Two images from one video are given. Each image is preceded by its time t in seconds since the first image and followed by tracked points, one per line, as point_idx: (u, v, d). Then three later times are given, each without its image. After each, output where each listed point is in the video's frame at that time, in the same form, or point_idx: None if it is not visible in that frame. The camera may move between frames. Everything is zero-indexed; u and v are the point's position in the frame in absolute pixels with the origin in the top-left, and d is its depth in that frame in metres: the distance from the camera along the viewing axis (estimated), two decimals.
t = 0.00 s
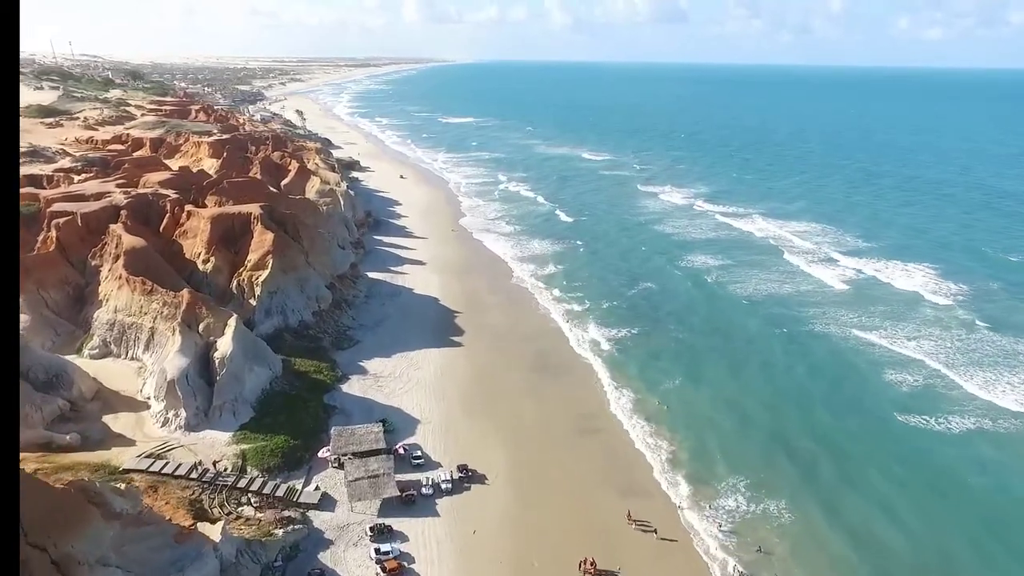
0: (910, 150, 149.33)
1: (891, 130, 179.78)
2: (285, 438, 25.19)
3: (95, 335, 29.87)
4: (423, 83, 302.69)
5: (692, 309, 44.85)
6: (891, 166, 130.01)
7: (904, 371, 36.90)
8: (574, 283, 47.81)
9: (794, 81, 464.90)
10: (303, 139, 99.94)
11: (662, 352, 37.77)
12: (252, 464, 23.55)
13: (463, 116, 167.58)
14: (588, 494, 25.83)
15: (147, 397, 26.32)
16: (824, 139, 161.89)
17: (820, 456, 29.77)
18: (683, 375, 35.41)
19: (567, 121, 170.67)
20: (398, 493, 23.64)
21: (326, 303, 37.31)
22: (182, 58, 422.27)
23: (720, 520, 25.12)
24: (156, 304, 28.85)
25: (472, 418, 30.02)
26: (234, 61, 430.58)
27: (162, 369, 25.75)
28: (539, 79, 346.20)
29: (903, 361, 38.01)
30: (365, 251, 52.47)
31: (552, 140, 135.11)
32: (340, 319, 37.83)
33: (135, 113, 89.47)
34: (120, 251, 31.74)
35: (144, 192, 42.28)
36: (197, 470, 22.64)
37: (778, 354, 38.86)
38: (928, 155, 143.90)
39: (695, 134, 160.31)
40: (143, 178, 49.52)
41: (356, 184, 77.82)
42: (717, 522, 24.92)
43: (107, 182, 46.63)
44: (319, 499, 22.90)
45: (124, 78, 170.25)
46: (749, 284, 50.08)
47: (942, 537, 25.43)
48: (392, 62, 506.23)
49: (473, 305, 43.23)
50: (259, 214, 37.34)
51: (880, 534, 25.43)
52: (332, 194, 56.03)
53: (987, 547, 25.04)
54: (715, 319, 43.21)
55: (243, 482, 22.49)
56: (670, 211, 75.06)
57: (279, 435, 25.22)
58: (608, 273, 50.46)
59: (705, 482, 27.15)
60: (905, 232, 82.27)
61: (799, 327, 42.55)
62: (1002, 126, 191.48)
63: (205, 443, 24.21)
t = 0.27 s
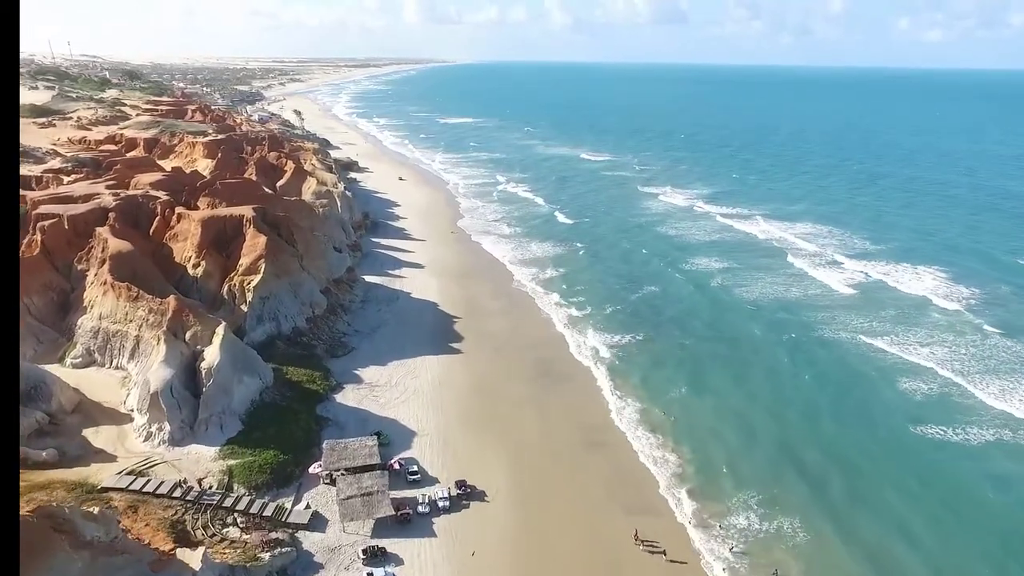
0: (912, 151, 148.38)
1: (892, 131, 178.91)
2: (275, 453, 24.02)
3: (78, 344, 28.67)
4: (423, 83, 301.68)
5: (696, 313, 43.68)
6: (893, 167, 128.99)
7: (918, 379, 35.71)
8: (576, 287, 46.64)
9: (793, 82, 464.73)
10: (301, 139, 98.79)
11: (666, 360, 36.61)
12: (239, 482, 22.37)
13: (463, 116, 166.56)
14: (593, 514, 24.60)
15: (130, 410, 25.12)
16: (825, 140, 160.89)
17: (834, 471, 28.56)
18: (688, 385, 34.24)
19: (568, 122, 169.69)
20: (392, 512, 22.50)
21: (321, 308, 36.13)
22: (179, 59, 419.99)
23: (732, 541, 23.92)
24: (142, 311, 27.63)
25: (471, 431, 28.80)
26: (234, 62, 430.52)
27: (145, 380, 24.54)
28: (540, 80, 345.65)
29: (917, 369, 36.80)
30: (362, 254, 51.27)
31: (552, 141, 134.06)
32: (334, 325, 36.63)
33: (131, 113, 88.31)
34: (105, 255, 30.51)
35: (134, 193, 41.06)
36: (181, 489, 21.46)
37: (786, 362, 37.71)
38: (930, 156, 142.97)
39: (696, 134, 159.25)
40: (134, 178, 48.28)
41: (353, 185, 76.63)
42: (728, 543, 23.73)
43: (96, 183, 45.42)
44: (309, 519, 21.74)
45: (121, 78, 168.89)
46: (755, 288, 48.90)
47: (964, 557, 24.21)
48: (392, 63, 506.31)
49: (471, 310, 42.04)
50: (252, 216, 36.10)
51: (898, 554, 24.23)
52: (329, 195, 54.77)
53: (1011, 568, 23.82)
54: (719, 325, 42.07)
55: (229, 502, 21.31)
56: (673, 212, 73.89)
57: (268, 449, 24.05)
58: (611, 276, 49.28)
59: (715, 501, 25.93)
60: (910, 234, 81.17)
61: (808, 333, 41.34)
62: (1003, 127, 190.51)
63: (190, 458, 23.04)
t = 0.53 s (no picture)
0: (914, 151, 147.16)
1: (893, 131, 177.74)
2: (263, 470, 22.80)
3: (60, 353, 27.47)
4: (422, 83, 300.51)
5: (701, 319, 42.44)
6: (896, 167, 127.75)
7: (933, 388, 34.50)
8: (578, 291, 45.41)
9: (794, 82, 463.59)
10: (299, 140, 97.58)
11: (670, 368, 35.40)
12: (224, 501, 21.15)
13: (463, 116, 165.40)
14: (597, 534, 23.37)
15: (112, 423, 23.90)
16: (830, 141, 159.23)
17: (849, 487, 27.34)
18: (694, 395, 33.02)
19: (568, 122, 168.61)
20: (387, 533, 21.30)
21: (315, 314, 34.92)
22: (178, 60, 418.65)
23: (745, 564, 22.69)
24: (126, 319, 26.41)
25: (469, 444, 27.56)
26: (234, 62, 430.13)
27: (127, 392, 23.32)
28: (540, 81, 344.84)
29: (932, 377, 35.54)
30: (358, 257, 50.06)
31: (553, 141, 132.86)
32: (329, 331, 35.40)
33: (126, 113, 87.08)
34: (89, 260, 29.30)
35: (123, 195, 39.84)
36: (162, 509, 20.24)
37: (794, 370, 36.50)
38: (932, 156, 141.76)
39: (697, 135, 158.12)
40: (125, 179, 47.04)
41: (352, 186, 75.40)
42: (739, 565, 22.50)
43: (85, 184, 44.18)
44: (298, 542, 20.52)
45: (120, 78, 167.77)
46: (762, 292, 47.68)
47: None
48: (393, 63, 506.18)
49: (469, 315, 40.81)
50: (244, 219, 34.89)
51: None
52: (325, 197, 53.55)
53: None
54: (725, 331, 40.86)
55: (212, 523, 20.09)
56: (675, 214, 72.68)
57: (255, 466, 22.84)
58: (614, 280, 48.04)
59: (726, 520, 24.69)
60: (915, 236, 79.95)
61: (818, 339, 40.08)
62: (1004, 128, 189.30)
63: (173, 476, 21.82)
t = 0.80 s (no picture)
0: (917, 151, 145.90)
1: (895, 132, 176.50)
2: (250, 488, 21.62)
3: (40, 362, 26.25)
4: (422, 83, 299.47)
5: (708, 324, 41.23)
6: (899, 168, 126.47)
7: (949, 397, 33.31)
8: (581, 296, 44.19)
9: (794, 83, 462.45)
10: (297, 140, 96.52)
11: (676, 376, 34.24)
12: (208, 522, 20.00)
13: (463, 116, 164.42)
14: (602, 555, 22.24)
15: (92, 437, 22.72)
16: (832, 141, 158.21)
17: (865, 504, 26.15)
18: (700, 405, 31.87)
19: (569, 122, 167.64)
20: (380, 556, 20.13)
21: (309, 320, 33.73)
22: (179, 60, 418.22)
23: None
24: (108, 327, 25.20)
25: (467, 457, 26.39)
26: (234, 61, 429.71)
27: (107, 406, 22.09)
28: (540, 81, 344.16)
29: (948, 386, 34.35)
30: (355, 260, 48.90)
31: (553, 141, 131.79)
32: (324, 338, 34.20)
33: (122, 113, 85.90)
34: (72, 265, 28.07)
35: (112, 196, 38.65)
36: (140, 531, 19.07)
37: (804, 378, 35.29)
38: (935, 156, 140.47)
39: (699, 135, 156.96)
40: (115, 180, 45.80)
41: (350, 187, 74.30)
42: None
43: (74, 186, 42.95)
44: (286, 567, 19.38)
45: (118, 78, 166.73)
46: (769, 296, 46.45)
47: None
48: (392, 63, 505.04)
49: (468, 320, 39.62)
50: (235, 222, 33.75)
51: None
52: (322, 198, 52.36)
53: None
54: (732, 338, 39.65)
55: (194, 548, 18.91)
56: (678, 215, 71.48)
57: (242, 484, 21.66)
58: (617, 284, 46.83)
59: (737, 539, 23.57)
60: (921, 237, 78.74)
61: (827, 345, 38.93)
62: (1005, 128, 188.11)
63: (154, 496, 20.62)
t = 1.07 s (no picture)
0: (919, 151, 144.81)
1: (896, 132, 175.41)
2: (236, 508, 20.39)
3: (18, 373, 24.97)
4: (422, 84, 298.52)
5: (715, 330, 40.00)
6: (902, 169, 125.37)
7: (967, 407, 32.07)
8: (584, 300, 42.94)
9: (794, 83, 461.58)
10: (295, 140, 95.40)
11: (683, 386, 33.00)
12: (189, 548, 18.79)
13: (463, 116, 163.38)
14: None
15: (69, 454, 21.44)
16: (834, 141, 157.21)
17: (884, 521, 24.88)
18: (708, 415, 30.66)
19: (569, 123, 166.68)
20: None
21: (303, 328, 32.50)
22: (178, 61, 417.42)
23: None
24: (89, 337, 23.98)
25: (466, 473, 25.17)
26: (233, 62, 429.47)
27: (85, 421, 20.85)
28: (541, 82, 343.45)
29: (966, 395, 33.13)
30: (352, 263, 47.67)
31: (554, 142, 130.71)
32: (318, 346, 32.97)
33: (117, 113, 84.73)
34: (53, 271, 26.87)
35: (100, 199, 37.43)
36: (116, 558, 17.83)
37: (817, 387, 34.03)
38: (938, 156, 139.44)
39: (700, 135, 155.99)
40: (105, 181, 44.56)
41: (348, 188, 73.13)
42: None
43: (62, 187, 41.73)
44: None
45: (116, 79, 165.67)
46: (777, 301, 45.21)
47: None
48: (392, 63, 504.93)
49: (468, 326, 38.36)
50: (226, 225, 32.53)
51: None
52: (318, 200, 51.13)
53: None
54: (740, 344, 38.42)
55: None
56: (681, 217, 70.28)
57: (227, 505, 20.44)
58: (621, 289, 45.60)
59: (749, 560, 22.34)
60: (926, 239, 77.58)
61: (838, 352, 37.70)
62: (1004, 128, 187.36)
63: (133, 518, 19.38)
